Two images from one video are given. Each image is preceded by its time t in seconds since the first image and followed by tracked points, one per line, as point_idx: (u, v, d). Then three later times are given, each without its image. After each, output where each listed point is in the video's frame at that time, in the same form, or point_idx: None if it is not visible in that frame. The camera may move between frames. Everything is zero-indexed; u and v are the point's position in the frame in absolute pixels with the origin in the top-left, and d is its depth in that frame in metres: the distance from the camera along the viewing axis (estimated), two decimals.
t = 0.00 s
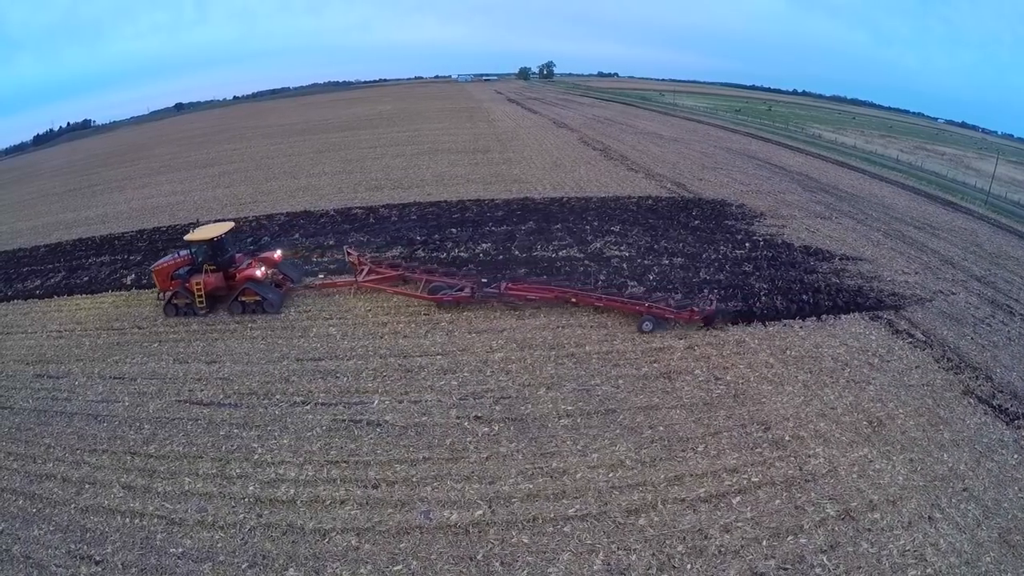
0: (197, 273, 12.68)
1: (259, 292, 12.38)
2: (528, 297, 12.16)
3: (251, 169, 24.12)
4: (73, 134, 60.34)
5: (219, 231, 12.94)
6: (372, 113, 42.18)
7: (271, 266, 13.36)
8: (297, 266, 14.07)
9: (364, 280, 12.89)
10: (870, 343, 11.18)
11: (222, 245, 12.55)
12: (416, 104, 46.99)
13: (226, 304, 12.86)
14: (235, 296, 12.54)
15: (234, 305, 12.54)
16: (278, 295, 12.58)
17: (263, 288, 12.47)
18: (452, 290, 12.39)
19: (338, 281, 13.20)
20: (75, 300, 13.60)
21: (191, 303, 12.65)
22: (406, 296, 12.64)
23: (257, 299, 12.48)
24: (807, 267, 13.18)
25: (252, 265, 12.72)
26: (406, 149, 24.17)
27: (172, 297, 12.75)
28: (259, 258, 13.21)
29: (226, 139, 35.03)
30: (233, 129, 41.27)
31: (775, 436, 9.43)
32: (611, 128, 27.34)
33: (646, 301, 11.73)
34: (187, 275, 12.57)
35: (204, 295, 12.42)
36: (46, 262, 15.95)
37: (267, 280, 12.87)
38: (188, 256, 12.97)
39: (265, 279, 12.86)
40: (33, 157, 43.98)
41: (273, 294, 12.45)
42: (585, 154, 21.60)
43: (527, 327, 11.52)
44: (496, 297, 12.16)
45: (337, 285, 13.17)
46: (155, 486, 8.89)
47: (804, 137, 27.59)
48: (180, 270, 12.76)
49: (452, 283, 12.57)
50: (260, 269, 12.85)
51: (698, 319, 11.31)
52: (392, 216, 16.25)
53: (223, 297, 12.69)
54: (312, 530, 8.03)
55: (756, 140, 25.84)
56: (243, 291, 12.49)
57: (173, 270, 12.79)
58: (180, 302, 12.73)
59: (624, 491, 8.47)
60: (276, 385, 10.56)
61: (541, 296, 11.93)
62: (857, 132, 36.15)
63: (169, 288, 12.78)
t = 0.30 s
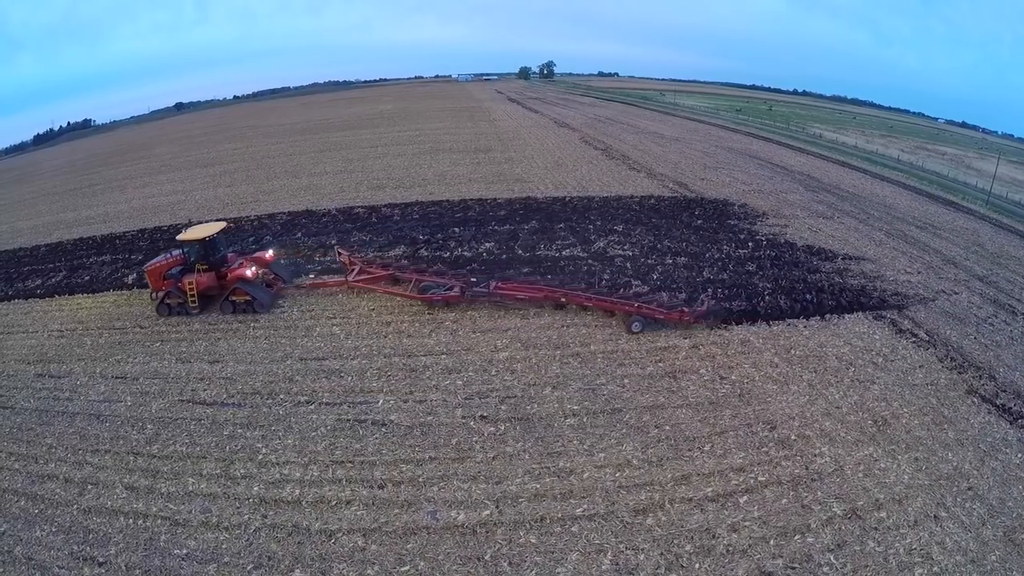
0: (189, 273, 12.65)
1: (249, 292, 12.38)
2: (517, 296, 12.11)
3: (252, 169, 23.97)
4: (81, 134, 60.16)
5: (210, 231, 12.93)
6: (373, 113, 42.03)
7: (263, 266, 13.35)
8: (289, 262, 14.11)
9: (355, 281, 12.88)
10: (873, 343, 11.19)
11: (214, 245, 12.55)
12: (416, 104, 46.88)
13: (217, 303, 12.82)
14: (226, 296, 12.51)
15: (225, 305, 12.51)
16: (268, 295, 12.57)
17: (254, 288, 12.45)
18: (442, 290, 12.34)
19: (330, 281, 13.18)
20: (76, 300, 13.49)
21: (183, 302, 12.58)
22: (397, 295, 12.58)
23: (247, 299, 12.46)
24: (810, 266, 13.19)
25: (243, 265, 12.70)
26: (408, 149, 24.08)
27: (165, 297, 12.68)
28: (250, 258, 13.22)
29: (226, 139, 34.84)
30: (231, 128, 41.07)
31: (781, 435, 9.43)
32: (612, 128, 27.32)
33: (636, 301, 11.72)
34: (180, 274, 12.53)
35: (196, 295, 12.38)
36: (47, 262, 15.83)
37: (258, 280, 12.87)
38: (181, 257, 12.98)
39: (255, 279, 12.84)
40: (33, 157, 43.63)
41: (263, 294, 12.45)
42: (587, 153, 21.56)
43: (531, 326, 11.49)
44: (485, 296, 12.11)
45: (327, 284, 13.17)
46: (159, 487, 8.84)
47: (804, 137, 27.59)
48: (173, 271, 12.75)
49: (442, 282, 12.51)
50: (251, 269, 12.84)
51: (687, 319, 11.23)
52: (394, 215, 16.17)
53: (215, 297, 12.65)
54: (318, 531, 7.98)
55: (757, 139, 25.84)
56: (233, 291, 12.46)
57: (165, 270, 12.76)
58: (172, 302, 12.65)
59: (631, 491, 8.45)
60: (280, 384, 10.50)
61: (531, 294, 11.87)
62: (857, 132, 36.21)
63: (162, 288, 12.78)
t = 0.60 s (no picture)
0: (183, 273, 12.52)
1: (241, 293, 12.33)
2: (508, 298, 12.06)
3: (253, 169, 23.83)
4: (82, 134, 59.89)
5: (202, 230, 12.78)
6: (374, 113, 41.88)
7: (255, 266, 13.20)
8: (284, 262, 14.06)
9: (346, 281, 12.80)
10: (878, 342, 11.22)
11: (207, 245, 12.40)
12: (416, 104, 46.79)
13: (210, 304, 12.66)
14: (219, 296, 12.46)
15: (217, 305, 12.45)
16: (260, 296, 12.50)
17: (246, 289, 12.42)
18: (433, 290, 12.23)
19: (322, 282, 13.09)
20: (77, 300, 13.40)
21: (176, 303, 12.57)
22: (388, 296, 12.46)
23: (239, 300, 12.41)
24: (814, 266, 13.21)
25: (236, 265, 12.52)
26: (409, 149, 23.99)
27: (158, 298, 12.63)
28: (243, 258, 13.06)
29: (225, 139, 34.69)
30: (230, 129, 40.89)
31: (789, 434, 9.45)
32: (613, 128, 27.32)
33: (627, 301, 11.69)
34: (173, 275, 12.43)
35: (190, 296, 12.36)
36: (48, 261, 15.70)
37: (250, 280, 12.73)
38: (174, 257, 12.80)
39: (248, 280, 12.76)
40: (34, 157, 43.41)
41: (255, 295, 12.36)
42: (589, 153, 21.55)
43: (538, 326, 11.46)
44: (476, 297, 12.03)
45: (319, 285, 13.08)
46: (164, 489, 8.77)
47: (804, 137, 27.61)
48: (167, 271, 12.56)
49: (434, 283, 12.43)
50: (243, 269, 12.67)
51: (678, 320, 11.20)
52: (397, 215, 16.07)
53: (208, 297, 12.57)
54: (328, 533, 7.93)
55: (757, 139, 25.89)
56: (226, 291, 12.42)
57: (159, 271, 12.59)
58: (166, 302, 12.63)
59: (641, 490, 8.44)
60: (286, 385, 10.43)
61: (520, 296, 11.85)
62: (857, 132, 36.31)
63: (155, 288, 12.68)
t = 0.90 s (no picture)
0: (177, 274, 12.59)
1: (235, 293, 12.29)
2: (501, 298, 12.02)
3: (254, 169, 23.68)
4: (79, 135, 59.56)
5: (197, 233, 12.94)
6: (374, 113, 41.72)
7: (249, 268, 13.28)
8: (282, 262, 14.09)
9: (340, 282, 12.84)
10: (884, 341, 11.28)
11: (201, 246, 12.53)
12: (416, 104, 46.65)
13: (205, 305, 12.71)
14: (214, 297, 12.44)
15: (212, 306, 12.45)
16: (254, 296, 12.47)
17: (240, 289, 12.38)
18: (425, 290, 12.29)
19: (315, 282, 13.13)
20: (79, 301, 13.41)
21: (171, 304, 12.53)
22: (381, 297, 12.52)
23: (234, 300, 12.40)
24: (819, 266, 13.25)
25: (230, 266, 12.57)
26: (411, 149, 23.90)
27: (152, 299, 12.62)
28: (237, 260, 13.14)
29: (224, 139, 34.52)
30: (229, 129, 40.67)
31: (799, 433, 9.48)
32: (614, 128, 27.33)
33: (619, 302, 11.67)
34: (168, 276, 12.48)
35: (184, 297, 12.32)
36: (49, 262, 15.50)
37: (244, 281, 12.77)
38: (168, 258, 12.87)
39: (242, 280, 12.76)
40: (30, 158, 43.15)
41: (249, 295, 12.35)
42: (591, 153, 21.54)
43: (546, 326, 11.43)
44: (468, 298, 12.07)
45: (315, 284, 13.06)
46: (173, 492, 8.68)
47: (804, 137, 27.64)
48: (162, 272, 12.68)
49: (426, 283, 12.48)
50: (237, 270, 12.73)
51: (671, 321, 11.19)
52: (401, 216, 15.99)
53: (202, 299, 12.60)
54: (341, 536, 7.87)
55: (757, 139, 25.96)
56: (220, 292, 12.40)
57: (153, 272, 12.62)
58: (160, 304, 12.60)
59: (654, 490, 8.44)
60: (294, 386, 10.36)
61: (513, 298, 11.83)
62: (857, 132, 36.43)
63: (149, 290, 12.70)
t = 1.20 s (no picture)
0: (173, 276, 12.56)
1: (231, 294, 12.24)
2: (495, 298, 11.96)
3: (256, 168, 23.49)
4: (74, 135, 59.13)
5: (192, 233, 12.85)
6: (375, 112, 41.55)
7: (245, 268, 13.17)
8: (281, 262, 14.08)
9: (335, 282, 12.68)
10: (891, 341, 11.37)
11: (196, 247, 12.42)
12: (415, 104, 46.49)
13: (201, 306, 12.73)
14: (209, 298, 12.42)
15: (208, 307, 12.42)
16: (250, 297, 12.42)
17: (235, 291, 12.33)
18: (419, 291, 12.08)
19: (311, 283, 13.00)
20: (84, 301, 13.46)
21: (166, 305, 12.58)
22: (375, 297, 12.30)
23: (230, 301, 12.39)
24: (825, 265, 13.32)
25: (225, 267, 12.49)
26: (414, 148, 23.81)
27: (149, 300, 12.67)
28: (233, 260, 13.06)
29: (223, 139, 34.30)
30: (227, 129, 40.42)
31: (810, 432, 9.53)
32: (616, 127, 27.35)
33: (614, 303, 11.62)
34: (164, 277, 12.45)
35: (180, 299, 12.27)
36: (52, 261, 15.40)
37: (241, 282, 12.69)
38: (164, 259, 12.78)
39: (238, 281, 12.70)
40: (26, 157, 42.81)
41: (245, 297, 12.29)
42: (594, 153, 21.54)
43: (556, 326, 11.42)
44: (463, 298, 11.89)
45: (311, 284, 13.06)
46: (183, 495, 8.59)
47: (804, 137, 27.73)
48: (157, 274, 12.64)
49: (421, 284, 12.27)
50: (233, 271, 12.64)
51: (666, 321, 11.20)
52: (406, 216, 15.91)
53: (198, 300, 12.55)
54: (357, 539, 7.82)
55: (758, 138, 26.05)
56: (216, 293, 12.36)
57: (149, 274, 12.59)
58: (157, 304, 12.69)
59: (670, 490, 8.45)
60: (304, 387, 10.30)
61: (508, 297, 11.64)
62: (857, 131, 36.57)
63: (146, 291, 12.69)
